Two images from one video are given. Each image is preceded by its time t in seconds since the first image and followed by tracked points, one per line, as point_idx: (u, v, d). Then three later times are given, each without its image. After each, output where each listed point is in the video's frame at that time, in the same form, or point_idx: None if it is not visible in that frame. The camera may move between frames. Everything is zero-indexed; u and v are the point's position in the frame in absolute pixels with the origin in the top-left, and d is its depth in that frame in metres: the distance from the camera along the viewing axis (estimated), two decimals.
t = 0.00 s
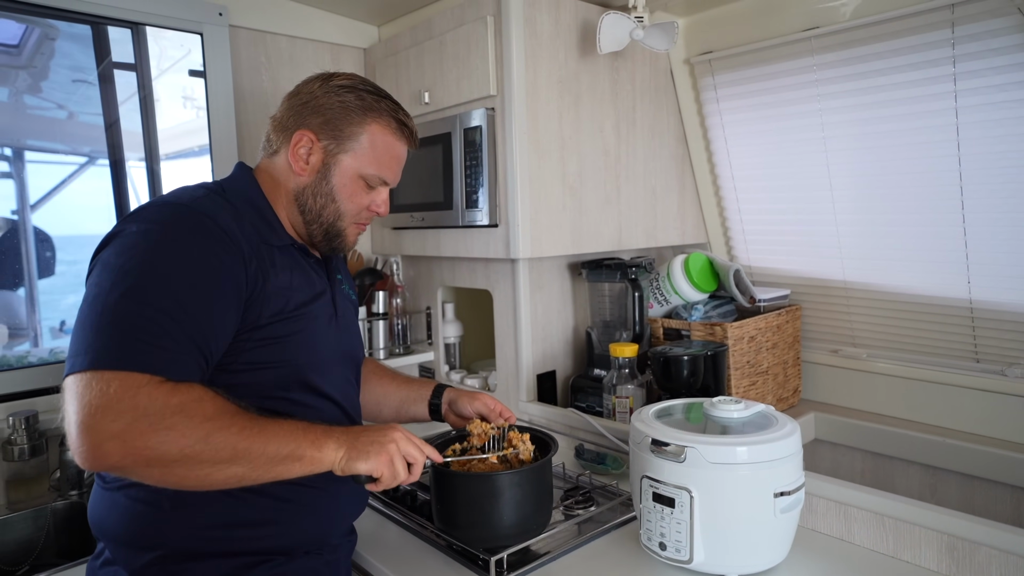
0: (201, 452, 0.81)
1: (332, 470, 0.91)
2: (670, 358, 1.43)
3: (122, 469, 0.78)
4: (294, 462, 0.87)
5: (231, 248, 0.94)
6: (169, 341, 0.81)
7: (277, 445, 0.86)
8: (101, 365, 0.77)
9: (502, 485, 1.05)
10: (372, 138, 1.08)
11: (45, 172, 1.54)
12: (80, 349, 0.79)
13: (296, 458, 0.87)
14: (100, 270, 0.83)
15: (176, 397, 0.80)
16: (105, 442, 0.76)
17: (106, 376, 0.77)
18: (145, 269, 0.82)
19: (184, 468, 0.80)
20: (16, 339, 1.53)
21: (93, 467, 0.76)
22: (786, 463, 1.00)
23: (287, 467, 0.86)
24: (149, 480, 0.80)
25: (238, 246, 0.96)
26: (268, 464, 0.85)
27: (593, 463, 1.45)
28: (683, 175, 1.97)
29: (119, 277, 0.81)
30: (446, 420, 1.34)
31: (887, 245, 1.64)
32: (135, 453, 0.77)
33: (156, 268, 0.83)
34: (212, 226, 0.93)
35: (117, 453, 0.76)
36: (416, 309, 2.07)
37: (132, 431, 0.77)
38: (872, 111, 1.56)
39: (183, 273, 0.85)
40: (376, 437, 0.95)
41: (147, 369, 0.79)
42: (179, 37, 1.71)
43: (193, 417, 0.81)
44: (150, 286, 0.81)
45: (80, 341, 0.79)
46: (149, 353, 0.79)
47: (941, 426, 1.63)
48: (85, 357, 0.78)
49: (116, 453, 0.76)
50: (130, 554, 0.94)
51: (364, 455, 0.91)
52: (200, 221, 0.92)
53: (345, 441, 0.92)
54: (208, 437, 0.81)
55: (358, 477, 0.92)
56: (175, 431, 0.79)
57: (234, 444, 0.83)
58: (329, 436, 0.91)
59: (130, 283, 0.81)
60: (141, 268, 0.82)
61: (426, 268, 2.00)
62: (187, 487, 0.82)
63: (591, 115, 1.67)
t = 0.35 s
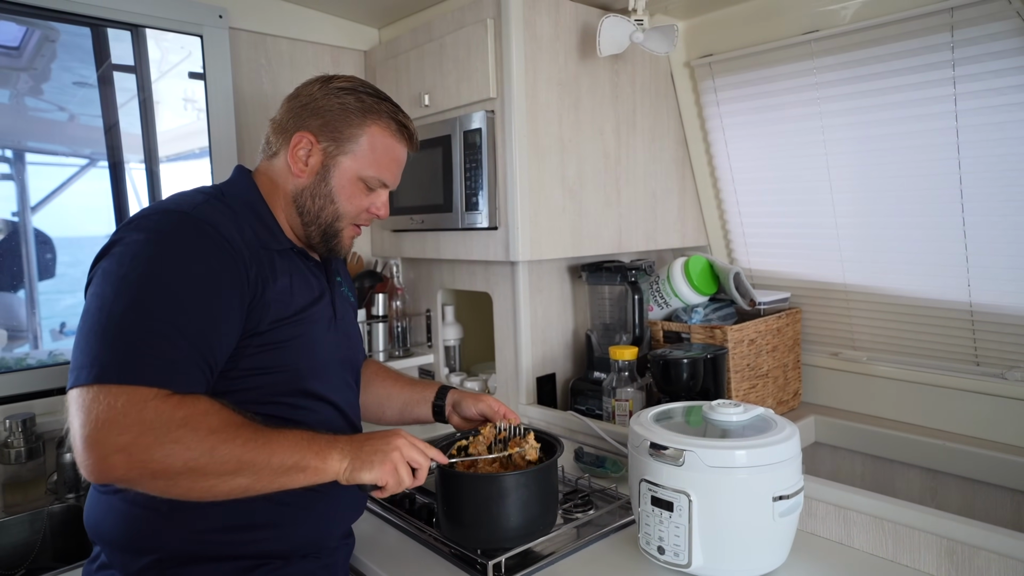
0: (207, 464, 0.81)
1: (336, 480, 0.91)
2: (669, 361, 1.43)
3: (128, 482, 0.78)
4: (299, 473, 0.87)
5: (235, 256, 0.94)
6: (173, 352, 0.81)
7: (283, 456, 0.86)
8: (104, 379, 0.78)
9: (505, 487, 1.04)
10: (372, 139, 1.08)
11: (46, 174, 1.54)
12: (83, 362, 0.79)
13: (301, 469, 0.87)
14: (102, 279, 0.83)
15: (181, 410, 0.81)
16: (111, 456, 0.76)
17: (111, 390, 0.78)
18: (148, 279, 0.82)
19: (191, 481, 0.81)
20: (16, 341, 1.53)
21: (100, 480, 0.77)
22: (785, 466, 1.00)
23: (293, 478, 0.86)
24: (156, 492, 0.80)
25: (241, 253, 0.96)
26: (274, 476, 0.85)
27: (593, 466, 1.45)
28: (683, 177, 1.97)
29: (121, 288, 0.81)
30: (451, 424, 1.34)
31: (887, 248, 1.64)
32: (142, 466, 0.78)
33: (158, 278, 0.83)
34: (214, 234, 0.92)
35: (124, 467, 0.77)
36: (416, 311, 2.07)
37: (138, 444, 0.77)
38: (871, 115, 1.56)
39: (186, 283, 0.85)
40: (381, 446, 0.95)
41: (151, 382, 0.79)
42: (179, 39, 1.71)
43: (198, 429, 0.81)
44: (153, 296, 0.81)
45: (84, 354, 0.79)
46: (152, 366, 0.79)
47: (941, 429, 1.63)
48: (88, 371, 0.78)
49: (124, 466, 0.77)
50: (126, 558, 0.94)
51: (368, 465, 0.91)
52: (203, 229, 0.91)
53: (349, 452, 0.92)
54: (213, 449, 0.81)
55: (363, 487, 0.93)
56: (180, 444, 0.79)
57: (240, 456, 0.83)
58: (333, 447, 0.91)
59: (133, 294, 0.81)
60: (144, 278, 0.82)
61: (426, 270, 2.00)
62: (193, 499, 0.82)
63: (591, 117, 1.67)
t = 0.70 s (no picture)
0: (197, 449, 0.79)
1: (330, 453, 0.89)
2: (666, 359, 1.42)
3: (116, 474, 0.76)
4: (293, 448, 0.86)
5: (218, 250, 0.93)
6: (157, 344, 0.80)
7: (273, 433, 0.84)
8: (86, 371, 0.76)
9: (500, 486, 1.04)
10: (364, 138, 1.07)
11: (40, 172, 1.53)
12: (64, 357, 0.78)
13: (295, 444, 0.86)
14: (85, 277, 0.82)
15: (165, 395, 0.79)
16: (96, 447, 0.74)
17: (92, 380, 0.76)
18: (131, 272, 0.81)
19: (180, 466, 0.79)
20: (10, 340, 1.52)
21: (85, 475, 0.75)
22: (781, 464, 0.99)
23: (287, 455, 0.85)
24: (145, 482, 0.78)
25: (227, 249, 0.95)
26: (268, 454, 0.84)
27: (589, 465, 1.44)
28: (681, 174, 1.96)
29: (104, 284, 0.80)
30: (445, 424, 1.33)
31: (885, 246, 1.63)
32: (130, 456, 0.76)
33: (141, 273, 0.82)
34: (198, 227, 0.92)
35: (109, 459, 0.75)
36: (413, 310, 2.06)
37: (122, 433, 0.75)
38: (868, 111, 1.56)
39: (170, 276, 0.84)
40: (375, 419, 0.94)
41: (136, 372, 0.77)
42: (173, 36, 1.70)
43: (185, 414, 0.79)
44: (136, 290, 0.80)
45: (65, 350, 0.78)
46: (136, 357, 0.78)
47: (939, 427, 1.63)
48: (68, 366, 0.77)
49: (107, 459, 0.75)
50: (116, 560, 0.93)
51: (363, 438, 0.90)
52: (188, 223, 0.90)
53: (343, 424, 0.90)
54: (202, 431, 0.80)
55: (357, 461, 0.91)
56: (167, 429, 0.78)
57: (231, 438, 0.81)
58: (326, 421, 0.89)
59: (116, 289, 0.80)
60: (126, 272, 0.81)
61: (422, 268, 1.99)
62: (185, 485, 0.81)
63: (588, 114, 1.67)
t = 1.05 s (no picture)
0: (358, 255, 0.73)
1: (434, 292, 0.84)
2: (664, 355, 1.41)
3: (302, 281, 0.68)
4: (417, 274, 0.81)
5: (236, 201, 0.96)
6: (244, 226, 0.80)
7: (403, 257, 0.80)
8: (204, 227, 0.70)
9: (495, 484, 1.03)
10: (352, 134, 1.06)
11: (37, 171, 1.52)
12: (162, 238, 0.71)
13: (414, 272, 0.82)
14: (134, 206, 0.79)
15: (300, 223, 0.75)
16: (275, 254, 0.68)
17: (218, 228, 0.69)
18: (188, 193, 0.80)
19: (353, 273, 0.71)
20: (9, 339, 1.51)
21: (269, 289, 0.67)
22: (780, 460, 0.99)
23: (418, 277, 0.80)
24: (333, 295, 0.69)
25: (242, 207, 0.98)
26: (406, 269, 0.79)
27: (588, 461, 1.44)
28: (679, 169, 1.95)
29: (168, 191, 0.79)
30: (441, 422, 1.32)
31: (884, 240, 1.63)
32: (304, 256, 0.69)
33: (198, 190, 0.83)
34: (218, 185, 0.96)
35: (286, 271, 0.67)
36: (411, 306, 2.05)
37: (291, 238, 0.71)
38: (866, 104, 1.55)
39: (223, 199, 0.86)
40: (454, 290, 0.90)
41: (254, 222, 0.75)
42: (167, 32, 1.69)
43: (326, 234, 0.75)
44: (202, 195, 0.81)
45: (160, 232, 0.71)
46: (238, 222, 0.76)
47: (939, 421, 1.62)
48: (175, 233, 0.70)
49: (283, 263, 0.68)
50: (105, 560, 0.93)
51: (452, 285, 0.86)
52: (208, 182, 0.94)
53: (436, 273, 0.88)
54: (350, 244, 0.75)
55: (440, 312, 0.84)
56: (325, 239, 0.73)
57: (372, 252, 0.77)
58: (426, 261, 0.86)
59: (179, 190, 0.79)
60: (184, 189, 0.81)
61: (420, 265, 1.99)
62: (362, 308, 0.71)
63: (585, 108, 1.66)
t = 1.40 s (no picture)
0: (398, 287, 0.76)
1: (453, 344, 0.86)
2: (664, 351, 1.41)
3: (348, 302, 0.71)
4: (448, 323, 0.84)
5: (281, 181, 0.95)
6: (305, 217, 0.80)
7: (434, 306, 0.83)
8: (269, 221, 0.71)
9: (494, 480, 1.03)
10: (386, 139, 1.07)
11: (37, 168, 1.52)
12: (231, 222, 0.71)
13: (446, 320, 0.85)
14: (194, 184, 0.78)
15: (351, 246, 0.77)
16: (330, 272, 0.70)
17: (281, 231, 0.71)
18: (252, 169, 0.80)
19: (395, 309, 0.75)
20: (10, 336, 1.52)
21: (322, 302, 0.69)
22: (780, 455, 0.99)
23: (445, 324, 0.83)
24: (373, 323, 0.72)
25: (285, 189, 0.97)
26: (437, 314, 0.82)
27: (588, 457, 1.44)
28: (679, 165, 1.95)
29: (234, 170, 0.79)
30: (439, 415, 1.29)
31: (884, 236, 1.63)
32: (359, 284, 0.72)
33: (260, 170, 0.82)
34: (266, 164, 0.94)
35: (332, 296, 0.70)
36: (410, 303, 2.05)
37: (342, 257, 0.73)
38: (867, 100, 1.54)
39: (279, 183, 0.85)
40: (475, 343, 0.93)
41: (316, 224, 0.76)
42: (166, 28, 1.68)
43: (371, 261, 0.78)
44: (266, 178, 0.81)
45: (228, 214, 0.72)
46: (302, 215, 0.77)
47: (939, 418, 1.62)
48: (245, 221, 0.70)
49: (338, 284, 0.70)
50: (122, 551, 0.93)
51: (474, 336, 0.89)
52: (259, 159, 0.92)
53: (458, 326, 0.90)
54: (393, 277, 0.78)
55: (461, 360, 0.86)
56: (371, 266, 0.76)
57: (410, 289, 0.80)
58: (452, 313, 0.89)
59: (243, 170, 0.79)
60: (246, 166, 0.81)
61: (419, 261, 1.99)
62: (397, 338, 0.74)
63: (585, 104, 1.65)
